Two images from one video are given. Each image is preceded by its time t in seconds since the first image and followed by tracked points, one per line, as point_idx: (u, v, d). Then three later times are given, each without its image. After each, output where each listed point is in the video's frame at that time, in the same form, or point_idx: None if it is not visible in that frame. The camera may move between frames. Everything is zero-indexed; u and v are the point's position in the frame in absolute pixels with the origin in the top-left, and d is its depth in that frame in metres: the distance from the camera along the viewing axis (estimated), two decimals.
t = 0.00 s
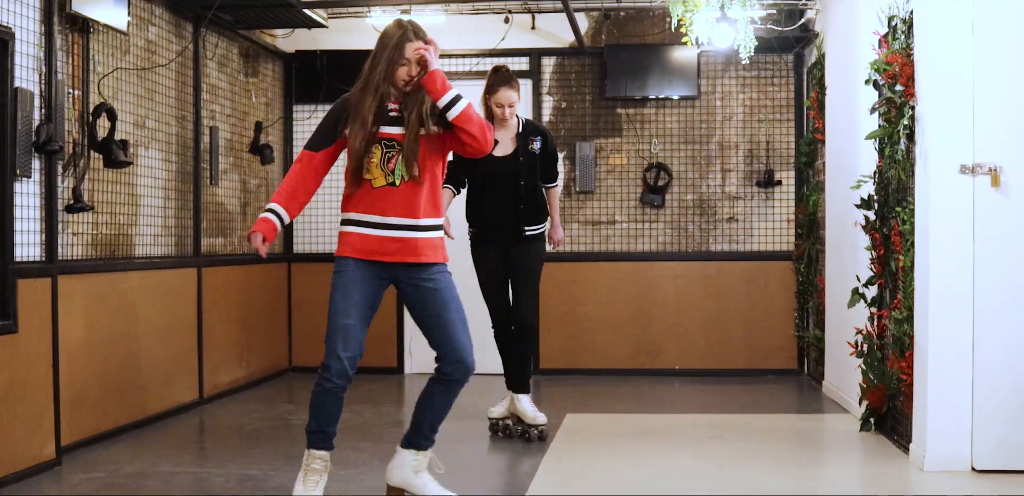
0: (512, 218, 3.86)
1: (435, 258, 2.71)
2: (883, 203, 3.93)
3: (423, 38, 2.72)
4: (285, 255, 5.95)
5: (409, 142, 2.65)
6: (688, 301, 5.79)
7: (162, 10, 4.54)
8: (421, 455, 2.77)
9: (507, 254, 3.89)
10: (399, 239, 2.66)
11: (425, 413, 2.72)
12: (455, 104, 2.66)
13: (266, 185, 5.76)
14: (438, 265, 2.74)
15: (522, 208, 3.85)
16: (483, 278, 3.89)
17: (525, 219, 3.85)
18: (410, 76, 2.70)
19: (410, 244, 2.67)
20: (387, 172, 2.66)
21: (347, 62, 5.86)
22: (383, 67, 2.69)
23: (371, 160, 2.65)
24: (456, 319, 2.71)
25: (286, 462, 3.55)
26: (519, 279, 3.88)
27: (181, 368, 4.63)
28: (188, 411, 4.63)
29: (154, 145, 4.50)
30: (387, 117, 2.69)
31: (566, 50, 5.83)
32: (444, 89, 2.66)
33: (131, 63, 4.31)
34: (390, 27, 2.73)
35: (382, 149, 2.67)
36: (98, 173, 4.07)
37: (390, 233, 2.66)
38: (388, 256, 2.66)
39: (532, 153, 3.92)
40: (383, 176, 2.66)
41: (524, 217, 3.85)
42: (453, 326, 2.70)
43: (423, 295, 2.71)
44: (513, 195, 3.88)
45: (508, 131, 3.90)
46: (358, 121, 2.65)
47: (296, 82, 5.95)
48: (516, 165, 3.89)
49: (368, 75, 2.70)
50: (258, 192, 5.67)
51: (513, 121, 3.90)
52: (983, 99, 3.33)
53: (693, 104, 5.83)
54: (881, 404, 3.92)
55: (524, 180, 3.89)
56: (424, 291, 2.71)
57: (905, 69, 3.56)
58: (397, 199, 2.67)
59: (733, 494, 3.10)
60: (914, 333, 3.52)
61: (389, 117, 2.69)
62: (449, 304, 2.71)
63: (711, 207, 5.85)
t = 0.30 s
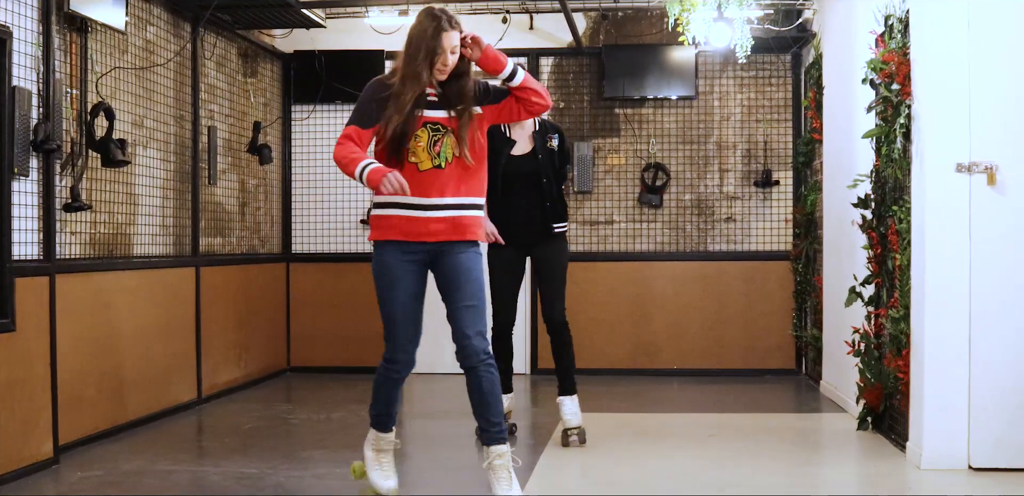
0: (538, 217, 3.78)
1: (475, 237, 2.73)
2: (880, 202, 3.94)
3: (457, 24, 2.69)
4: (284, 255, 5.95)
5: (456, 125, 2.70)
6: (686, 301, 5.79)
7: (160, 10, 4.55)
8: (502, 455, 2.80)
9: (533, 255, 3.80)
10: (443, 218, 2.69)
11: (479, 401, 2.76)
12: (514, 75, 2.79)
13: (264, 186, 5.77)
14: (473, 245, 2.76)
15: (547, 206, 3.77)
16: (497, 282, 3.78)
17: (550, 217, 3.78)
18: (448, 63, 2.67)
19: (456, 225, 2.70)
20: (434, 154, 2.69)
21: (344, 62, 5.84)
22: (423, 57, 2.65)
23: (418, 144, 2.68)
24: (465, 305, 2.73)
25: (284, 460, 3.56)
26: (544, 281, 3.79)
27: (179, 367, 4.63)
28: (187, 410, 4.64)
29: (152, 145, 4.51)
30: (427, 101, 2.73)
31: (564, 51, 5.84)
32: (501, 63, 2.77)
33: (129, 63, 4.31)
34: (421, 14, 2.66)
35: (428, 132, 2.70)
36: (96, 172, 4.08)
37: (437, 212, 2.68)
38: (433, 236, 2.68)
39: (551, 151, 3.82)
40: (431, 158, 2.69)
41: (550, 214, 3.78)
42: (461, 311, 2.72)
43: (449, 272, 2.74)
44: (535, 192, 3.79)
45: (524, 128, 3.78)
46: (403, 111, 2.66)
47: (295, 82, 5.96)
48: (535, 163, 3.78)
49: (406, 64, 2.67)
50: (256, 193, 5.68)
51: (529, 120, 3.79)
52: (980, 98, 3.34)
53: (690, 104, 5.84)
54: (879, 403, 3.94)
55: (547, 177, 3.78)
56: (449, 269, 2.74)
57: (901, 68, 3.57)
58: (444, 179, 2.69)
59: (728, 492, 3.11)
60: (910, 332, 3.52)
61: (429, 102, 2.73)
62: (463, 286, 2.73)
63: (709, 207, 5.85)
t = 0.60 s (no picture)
0: (552, 213, 3.75)
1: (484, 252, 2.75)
2: (877, 202, 3.94)
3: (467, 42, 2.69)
4: (282, 256, 5.95)
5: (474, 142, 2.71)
6: (684, 301, 5.79)
7: (157, 9, 4.55)
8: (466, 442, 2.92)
9: (546, 253, 3.78)
10: (463, 234, 2.68)
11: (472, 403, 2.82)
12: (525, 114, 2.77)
13: (262, 186, 5.77)
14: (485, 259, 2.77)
15: (562, 203, 3.75)
16: (511, 279, 3.72)
17: (564, 214, 3.75)
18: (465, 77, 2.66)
19: (470, 239, 2.70)
20: (454, 167, 2.65)
21: (342, 62, 5.86)
22: (443, 71, 2.63)
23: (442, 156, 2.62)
24: (491, 321, 2.74)
25: (280, 460, 3.55)
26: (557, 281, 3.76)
27: (176, 367, 4.63)
28: (184, 410, 4.64)
29: (149, 144, 4.51)
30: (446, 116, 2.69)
31: (562, 51, 5.84)
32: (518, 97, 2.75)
33: (126, 62, 4.31)
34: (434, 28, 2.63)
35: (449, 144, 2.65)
36: (92, 172, 4.07)
37: (455, 226, 2.66)
38: (455, 251, 2.66)
39: (573, 148, 3.83)
40: (450, 171, 2.65)
41: (564, 212, 3.75)
42: (488, 328, 2.72)
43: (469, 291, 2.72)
44: (552, 188, 3.79)
45: (549, 123, 3.82)
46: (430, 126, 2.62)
47: (293, 82, 5.96)
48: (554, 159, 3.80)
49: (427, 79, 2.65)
50: (254, 192, 5.68)
51: (555, 116, 3.82)
52: (977, 97, 3.34)
53: (688, 104, 5.84)
54: (875, 403, 3.94)
55: (564, 173, 3.79)
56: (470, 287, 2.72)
57: (898, 67, 3.57)
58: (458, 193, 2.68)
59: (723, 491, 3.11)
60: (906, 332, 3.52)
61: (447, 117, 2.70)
62: (487, 301, 2.73)
63: (707, 207, 5.86)
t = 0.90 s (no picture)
0: (553, 213, 3.76)
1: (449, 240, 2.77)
2: (873, 202, 3.94)
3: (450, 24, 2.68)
4: (280, 255, 5.95)
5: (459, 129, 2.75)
6: (682, 301, 5.80)
7: (155, 9, 4.55)
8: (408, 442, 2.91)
9: (546, 253, 3.79)
10: (431, 217, 2.69)
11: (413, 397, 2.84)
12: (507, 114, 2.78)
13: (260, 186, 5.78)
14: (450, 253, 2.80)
15: (564, 202, 3.75)
16: (511, 275, 3.74)
17: (565, 214, 3.75)
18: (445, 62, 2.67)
19: (439, 223, 2.71)
20: (430, 150, 2.67)
21: (339, 61, 5.84)
22: (423, 55, 2.63)
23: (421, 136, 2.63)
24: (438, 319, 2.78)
25: (278, 460, 3.56)
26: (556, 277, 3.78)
27: (174, 366, 4.64)
28: (181, 410, 4.65)
29: (147, 144, 4.51)
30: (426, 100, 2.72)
31: (560, 50, 5.84)
32: (514, 94, 2.77)
33: (123, 62, 4.31)
34: (417, 12, 2.65)
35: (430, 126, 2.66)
36: (90, 172, 4.08)
37: (424, 210, 2.67)
38: (423, 234, 2.67)
39: (575, 147, 3.83)
40: (427, 153, 2.67)
41: (566, 212, 3.75)
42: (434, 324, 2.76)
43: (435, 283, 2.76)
44: (555, 188, 3.79)
45: (552, 122, 3.84)
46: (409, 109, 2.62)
47: (290, 82, 5.95)
48: (557, 158, 3.80)
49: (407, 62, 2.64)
50: (252, 192, 5.68)
51: (558, 114, 3.83)
52: (973, 98, 3.34)
53: (686, 104, 5.84)
54: (872, 403, 3.94)
55: (566, 173, 3.78)
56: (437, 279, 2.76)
57: (894, 67, 3.58)
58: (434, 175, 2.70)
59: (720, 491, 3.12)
60: (904, 332, 3.52)
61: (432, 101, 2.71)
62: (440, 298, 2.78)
63: (705, 207, 5.86)
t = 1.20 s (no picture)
0: (548, 216, 3.77)
1: (436, 262, 2.70)
2: (870, 201, 3.95)
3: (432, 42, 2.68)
4: (278, 255, 5.96)
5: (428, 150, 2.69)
6: (679, 300, 5.80)
7: (152, 9, 4.55)
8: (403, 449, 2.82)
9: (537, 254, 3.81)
10: (408, 242, 2.65)
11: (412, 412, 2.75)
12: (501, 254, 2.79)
13: (258, 185, 5.78)
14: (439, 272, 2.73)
15: (558, 206, 3.76)
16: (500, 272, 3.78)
17: (559, 217, 3.77)
18: (422, 80, 2.66)
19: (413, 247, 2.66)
20: (400, 174, 2.65)
21: (337, 65, 5.86)
22: (398, 73, 2.65)
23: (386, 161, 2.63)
24: (440, 329, 2.69)
25: (274, 459, 3.57)
26: (544, 278, 3.80)
27: (172, 366, 4.65)
28: (179, 409, 4.65)
29: (144, 144, 4.51)
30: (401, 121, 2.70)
31: (557, 50, 5.85)
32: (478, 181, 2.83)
33: (121, 62, 4.31)
34: (401, 28, 2.66)
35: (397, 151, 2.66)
36: (87, 172, 4.08)
37: (400, 235, 2.64)
38: (398, 259, 2.63)
39: (565, 149, 3.81)
40: (396, 178, 2.65)
41: (561, 215, 3.77)
42: (436, 336, 2.68)
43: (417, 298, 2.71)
44: (548, 190, 3.79)
45: (537, 121, 3.81)
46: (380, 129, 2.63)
47: (288, 81, 5.95)
48: (549, 161, 3.79)
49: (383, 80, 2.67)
50: (250, 192, 5.69)
51: (543, 113, 3.81)
52: (968, 98, 3.34)
53: (683, 104, 5.85)
54: (869, 402, 3.95)
55: (560, 176, 3.78)
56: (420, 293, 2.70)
57: (890, 67, 3.58)
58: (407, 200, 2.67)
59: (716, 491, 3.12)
60: (900, 332, 3.53)
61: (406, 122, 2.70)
62: (438, 309, 2.70)
63: (703, 207, 5.86)
